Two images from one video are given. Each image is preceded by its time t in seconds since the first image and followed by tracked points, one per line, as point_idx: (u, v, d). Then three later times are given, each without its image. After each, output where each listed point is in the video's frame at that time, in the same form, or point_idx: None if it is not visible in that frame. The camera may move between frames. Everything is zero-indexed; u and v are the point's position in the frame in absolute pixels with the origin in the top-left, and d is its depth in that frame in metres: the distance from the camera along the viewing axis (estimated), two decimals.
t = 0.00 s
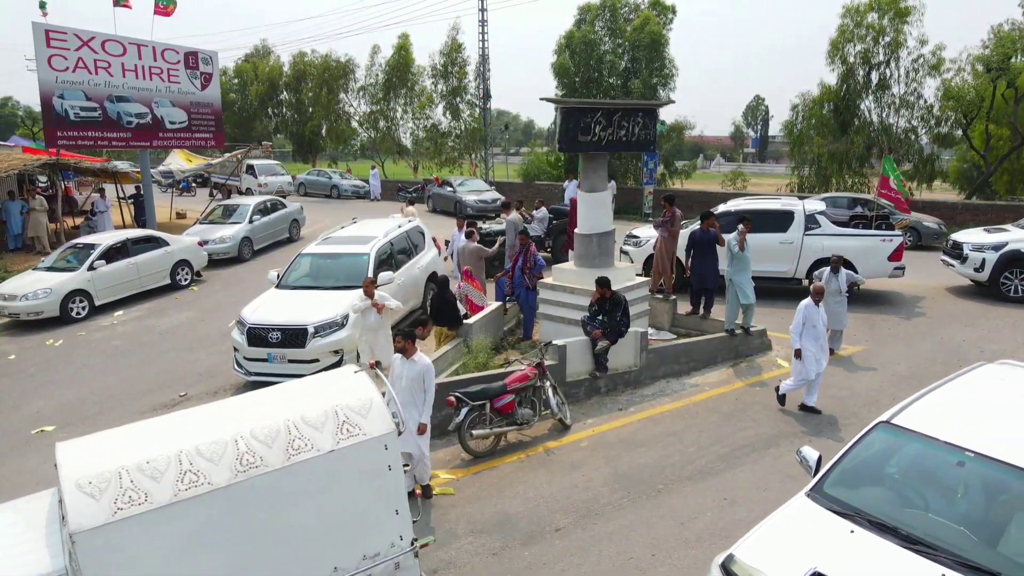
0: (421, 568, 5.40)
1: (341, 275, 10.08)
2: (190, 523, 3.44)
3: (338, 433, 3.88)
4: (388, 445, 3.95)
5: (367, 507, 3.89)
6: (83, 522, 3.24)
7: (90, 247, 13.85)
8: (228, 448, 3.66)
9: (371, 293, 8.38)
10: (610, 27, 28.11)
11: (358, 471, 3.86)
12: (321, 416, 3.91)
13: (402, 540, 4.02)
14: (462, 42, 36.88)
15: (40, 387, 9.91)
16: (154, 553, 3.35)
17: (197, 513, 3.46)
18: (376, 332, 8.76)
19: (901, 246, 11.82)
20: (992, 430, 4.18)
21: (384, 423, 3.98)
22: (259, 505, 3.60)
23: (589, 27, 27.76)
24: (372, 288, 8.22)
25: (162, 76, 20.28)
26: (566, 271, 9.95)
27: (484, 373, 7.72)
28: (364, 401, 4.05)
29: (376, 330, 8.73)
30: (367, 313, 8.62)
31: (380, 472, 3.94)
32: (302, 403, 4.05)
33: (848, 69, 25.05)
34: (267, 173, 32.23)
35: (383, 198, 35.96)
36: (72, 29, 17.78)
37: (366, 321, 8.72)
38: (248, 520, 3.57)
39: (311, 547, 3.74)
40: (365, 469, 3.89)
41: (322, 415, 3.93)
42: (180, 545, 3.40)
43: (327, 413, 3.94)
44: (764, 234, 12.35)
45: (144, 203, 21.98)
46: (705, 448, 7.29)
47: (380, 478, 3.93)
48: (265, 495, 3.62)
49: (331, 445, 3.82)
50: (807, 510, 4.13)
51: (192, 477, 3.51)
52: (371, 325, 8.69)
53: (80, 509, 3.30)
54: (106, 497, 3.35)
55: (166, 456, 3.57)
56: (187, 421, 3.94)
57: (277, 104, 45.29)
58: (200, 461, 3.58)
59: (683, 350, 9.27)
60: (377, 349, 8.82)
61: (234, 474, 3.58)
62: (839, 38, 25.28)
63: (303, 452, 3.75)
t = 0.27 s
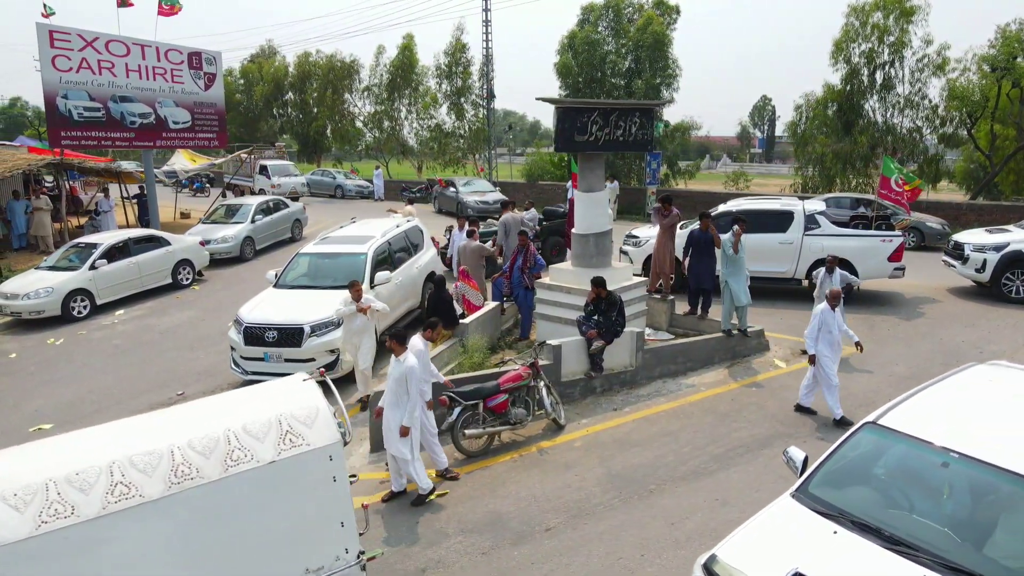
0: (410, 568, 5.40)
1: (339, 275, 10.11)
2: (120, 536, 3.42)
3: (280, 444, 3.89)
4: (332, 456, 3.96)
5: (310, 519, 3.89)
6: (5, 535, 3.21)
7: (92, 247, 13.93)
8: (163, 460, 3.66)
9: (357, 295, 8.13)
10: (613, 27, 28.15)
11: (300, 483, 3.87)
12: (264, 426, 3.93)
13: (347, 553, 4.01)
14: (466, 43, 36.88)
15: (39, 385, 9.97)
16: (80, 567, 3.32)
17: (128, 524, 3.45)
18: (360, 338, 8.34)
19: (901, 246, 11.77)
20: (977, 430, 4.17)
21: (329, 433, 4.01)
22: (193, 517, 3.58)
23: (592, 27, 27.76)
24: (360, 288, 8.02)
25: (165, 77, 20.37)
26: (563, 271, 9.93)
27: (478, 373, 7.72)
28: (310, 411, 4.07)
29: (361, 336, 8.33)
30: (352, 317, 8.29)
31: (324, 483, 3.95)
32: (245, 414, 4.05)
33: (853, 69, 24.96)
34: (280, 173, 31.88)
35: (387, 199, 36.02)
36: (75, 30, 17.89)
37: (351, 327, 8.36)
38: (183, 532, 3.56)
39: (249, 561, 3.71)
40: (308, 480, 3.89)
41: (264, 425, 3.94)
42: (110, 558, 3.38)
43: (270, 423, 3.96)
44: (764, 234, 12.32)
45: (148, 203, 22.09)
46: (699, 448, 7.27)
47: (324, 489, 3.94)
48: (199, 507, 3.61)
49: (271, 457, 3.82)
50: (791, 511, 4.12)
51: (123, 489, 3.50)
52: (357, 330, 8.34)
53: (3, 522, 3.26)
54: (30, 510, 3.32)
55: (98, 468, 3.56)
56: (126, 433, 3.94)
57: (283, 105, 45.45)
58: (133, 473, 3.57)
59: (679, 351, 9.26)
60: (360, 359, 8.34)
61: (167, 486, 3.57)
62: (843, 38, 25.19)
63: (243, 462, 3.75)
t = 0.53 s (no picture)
0: (398, 569, 5.40)
1: (336, 275, 10.12)
2: (40, 551, 3.40)
3: (213, 458, 3.86)
4: (267, 471, 3.94)
5: (243, 534, 3.89)
6: None
7: (94, 247, 13.99)
8: (89, 475, 3.63)
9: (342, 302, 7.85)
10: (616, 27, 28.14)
11: (232, 498, 3.85)
12: (197, 440, 3.90)
13: (283, 567, 4.02)
14: (471, 43, 36.89)
15: (38, 384, 10.01)
16: None
17: (49, 542, 3.43)
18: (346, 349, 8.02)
19: (901, 247, 11.71)
20: (963, 434, 4.15)
21: (264, 447, 3.97)
22: (118, 533, 3.56)
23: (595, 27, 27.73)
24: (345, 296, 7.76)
25: (168, 77, 20.44)
26: (560, 271, 9.90)
27: (472, 373, 7.71)
28: (247, 424, 4.04)
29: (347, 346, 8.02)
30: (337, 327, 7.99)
31: (260, 498, 3.94)
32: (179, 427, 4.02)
33: (857, 69, 24.84)
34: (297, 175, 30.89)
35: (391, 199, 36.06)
36: (79, 30, 17.97)
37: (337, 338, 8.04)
38: (109, 550, 3.54)
39: None
40: (242, 495, 3.88)
41: (197, 439, 3.91)
42: None
43: (204, 437, 3.93)
44: (764, 235, 12.27)
45: (152, 203, 22.20)
46: (692, 450, 7.25)
47: (259, 504, 3.93)
48: (125, 523, 3.59)
49: (202, 472, 3.80)
50: (775, 513, 4.10)
51: (45, 506, 3.48)
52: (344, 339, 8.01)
53: None
54: None
55: (20, 482, 3.53)
56: (54, 444, 3.91)
57: (288, 105, 45.56)
58: (56, 489, 3.55)
59: (675, 352, 9.24)
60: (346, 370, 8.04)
61: (92, 502, 3.55)
62: (848, 38, 25.08)
63: (173, 478, 3.73)
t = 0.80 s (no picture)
0: (386, 568, 5.41)
1: (332, 275, 10.14)
2: None
3: (137, 471, 3.79)
4: (194, 485, 3.86)
5: (169, 550, 3.81)
6: None
7: (94, 246, 14.06)
8: (3, 490, 3.56)
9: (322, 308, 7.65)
10: (618, 27, 28.15)
11: (157, 512, 3.77)
12: (122, 453, 3.83)
13: None
14: (475, 43, 36.90)
15: (36, 382, 10.08)
16: None
17: None
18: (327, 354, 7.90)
19: (900, 248, 11.67)
20: (947, 435, 4.14)
21: (192, 461, 3.89)
22: (33, 549, 3.50)
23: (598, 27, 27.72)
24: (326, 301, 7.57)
25: (171, 77, 20.53)
26: (556, 271, 9.90)
27: (465, 373, 7.72)
28: (175, 437, 3.96)
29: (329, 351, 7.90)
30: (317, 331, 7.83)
31: (188, 513, 3.86)
32: (106, 438, 3.95)
33: (860, 69, 24.76)
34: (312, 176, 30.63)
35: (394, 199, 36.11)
36: (82, 31, 18.07)
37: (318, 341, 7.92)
38: (23, 568, 3.48)
39: None
40: (169, 509, 3.80)
41: (122, 451, 3.84)
42: None
43: (129, 449, 3.85)
44: (762, 235, 12.24)
45: (155, 203, 22.30)
46: (684, 451, 7.24)
47: (186, 519, 3.85)
48: (40, 540, 3.52)
49: (124, 486, 3.72)
50: (757, 515, 4.10)
51: None
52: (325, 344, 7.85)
53: None
54: None
55: None
56: None
57: (292, 105, 45.69)
58: None
59: (671, 352, 9.23)
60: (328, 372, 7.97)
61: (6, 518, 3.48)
62: (852, 38, 24.99)
63: (93, 493, 3.66)
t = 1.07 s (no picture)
0: (375, 568, 5.43)
1: (329, 274, 10.16)
2: None
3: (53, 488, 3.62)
4: (115, 501, 3.70)
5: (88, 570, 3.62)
6: None
7: (96, 246, 14.14)
8: None
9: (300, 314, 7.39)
10: (621, 28, 28.15)
11: (74, 530, 3.59)
12: (39, 467, 3.68)
13: None
14: (479, 44, 36.93)
15: (36, 381, 10.14)
16: None
17: None
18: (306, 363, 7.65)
19: (899, 249, 11.63)
20: (931, 435, 4.14)
21: (114, 476, 3.73)
22: None
23: (600, 28, 27.72)
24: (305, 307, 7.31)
25: (174, 78, 20.62)
26: (552, 272, 9.91)
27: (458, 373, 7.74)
28: (98, 451, 3.82)
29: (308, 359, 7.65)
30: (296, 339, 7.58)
31: (108, 532, 3.67)
32: (23, 454, 3.78)
33: (864, 69, 24.67)
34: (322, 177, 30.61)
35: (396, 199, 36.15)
36: (85, 32, 18.17)
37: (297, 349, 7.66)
38: None
39: None
40: (89, 527, 3.63)
41: (39, 467, 3.68)
42: None
43: (47, 464, 3.70)
44: (760, 235, 12.22)
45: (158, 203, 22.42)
46: (676, 452, 7.24)
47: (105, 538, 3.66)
48: None
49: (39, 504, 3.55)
50: (740, 515, 4.10)
51: None
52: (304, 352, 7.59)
53: None
54: None
55: None
56: None
57: (297, 105, 45.82)
58: None
59: (666, 353, 9.23)
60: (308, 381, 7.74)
61: None
62: (855, 38, 24.91)
63: (4, 509, 3.48)
